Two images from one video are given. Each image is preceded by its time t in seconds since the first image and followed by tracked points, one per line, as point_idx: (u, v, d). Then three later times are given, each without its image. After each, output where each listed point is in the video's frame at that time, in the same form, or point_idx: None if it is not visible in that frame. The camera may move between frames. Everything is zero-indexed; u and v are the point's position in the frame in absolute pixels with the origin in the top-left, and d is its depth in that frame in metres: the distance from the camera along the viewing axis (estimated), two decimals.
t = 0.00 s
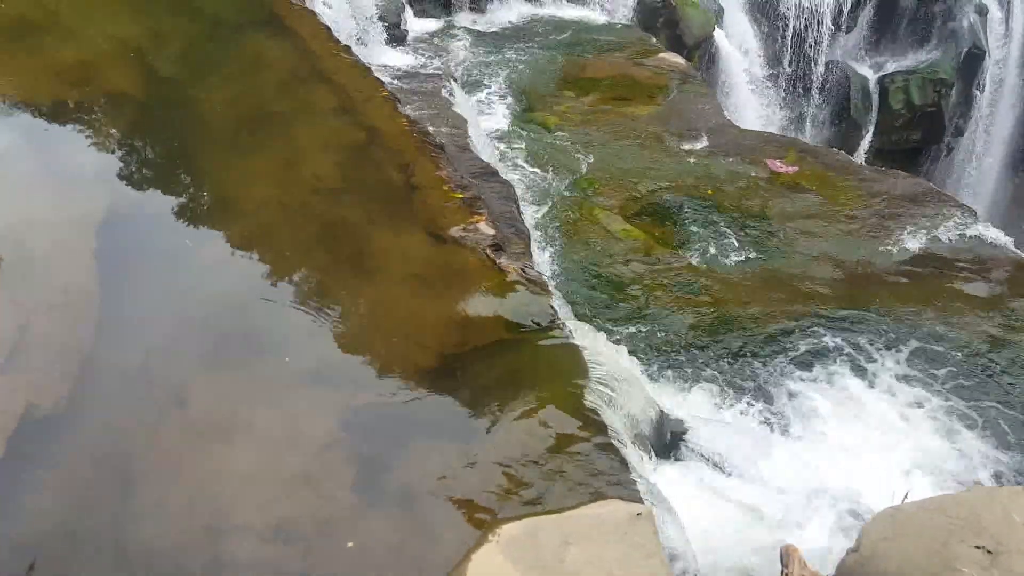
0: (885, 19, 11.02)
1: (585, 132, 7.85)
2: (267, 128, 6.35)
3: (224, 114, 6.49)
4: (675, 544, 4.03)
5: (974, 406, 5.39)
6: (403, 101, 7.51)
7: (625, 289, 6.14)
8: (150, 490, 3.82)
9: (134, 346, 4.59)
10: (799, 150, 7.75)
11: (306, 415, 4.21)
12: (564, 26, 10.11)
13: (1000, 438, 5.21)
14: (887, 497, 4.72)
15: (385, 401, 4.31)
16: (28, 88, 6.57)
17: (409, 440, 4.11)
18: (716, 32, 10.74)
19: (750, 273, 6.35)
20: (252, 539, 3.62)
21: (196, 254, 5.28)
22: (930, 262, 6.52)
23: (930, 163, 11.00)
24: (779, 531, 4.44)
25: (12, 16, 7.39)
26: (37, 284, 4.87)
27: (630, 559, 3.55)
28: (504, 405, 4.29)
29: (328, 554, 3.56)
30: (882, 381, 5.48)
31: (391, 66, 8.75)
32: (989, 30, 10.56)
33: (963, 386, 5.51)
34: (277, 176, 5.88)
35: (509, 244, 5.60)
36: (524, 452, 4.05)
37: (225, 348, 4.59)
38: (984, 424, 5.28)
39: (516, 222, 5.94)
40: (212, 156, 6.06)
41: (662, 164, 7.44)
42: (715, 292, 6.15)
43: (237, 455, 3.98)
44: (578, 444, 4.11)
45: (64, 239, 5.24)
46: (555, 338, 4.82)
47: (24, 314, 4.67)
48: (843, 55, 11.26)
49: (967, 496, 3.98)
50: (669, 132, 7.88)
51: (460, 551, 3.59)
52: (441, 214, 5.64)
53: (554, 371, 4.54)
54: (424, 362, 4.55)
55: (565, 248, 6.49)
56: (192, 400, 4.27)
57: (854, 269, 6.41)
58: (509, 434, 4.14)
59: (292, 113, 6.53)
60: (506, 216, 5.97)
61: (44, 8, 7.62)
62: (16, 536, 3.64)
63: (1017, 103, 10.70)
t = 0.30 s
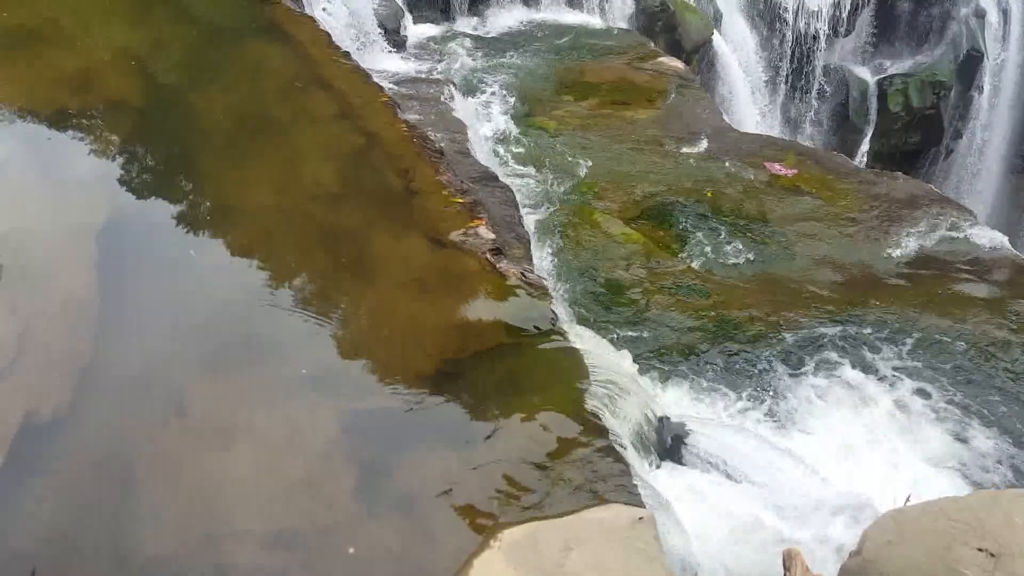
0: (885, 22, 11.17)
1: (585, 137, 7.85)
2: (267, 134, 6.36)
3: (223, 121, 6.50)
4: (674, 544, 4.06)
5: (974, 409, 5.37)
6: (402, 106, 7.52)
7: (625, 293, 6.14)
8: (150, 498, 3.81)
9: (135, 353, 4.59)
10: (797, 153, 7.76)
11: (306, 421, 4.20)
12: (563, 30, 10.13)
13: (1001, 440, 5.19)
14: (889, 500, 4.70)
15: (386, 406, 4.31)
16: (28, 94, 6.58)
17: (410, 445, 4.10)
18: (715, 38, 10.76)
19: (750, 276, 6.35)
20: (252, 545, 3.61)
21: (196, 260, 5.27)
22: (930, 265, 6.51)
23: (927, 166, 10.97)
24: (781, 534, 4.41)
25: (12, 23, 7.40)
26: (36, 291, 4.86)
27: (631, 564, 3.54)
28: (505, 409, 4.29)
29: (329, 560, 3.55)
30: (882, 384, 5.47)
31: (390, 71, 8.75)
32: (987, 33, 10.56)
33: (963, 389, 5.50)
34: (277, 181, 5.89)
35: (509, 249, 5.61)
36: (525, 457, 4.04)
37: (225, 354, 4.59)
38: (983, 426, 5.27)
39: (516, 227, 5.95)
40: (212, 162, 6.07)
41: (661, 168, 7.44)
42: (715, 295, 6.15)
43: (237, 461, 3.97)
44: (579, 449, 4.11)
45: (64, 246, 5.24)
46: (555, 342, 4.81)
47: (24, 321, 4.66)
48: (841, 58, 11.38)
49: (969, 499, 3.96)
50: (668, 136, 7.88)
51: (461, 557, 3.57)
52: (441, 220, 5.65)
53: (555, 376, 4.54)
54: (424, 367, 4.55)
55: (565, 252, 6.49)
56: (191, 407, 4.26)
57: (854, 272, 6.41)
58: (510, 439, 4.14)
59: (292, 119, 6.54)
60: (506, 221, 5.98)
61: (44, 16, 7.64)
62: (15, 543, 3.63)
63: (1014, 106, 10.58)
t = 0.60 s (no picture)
0: (882, 26, 11.07)
1: (584, 139, 7.87)
2: (267, 136, 6.36)
3: (224, 123, 6.50)
4: (674, 548, 4.04)
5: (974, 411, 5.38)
6: (402, 109, 7.53)
7: (625, 296, 6.14)
8: (150, 500, 3.81)
9: (134, 355, 4.59)
10: (797, 156, 7.77)
11: (305, 423, 4.20)
12: (563, 33, 10.15)
13: (1001, 443, 5.19)
14: (890, 502, 4.69)
15: (386, 409, 4.31)
16: (28, 97, 6.57)
17: (409, 447, 4.10)
18: (714, 41, 10.84)
19: (750, 279, 6.35)
20: (251, 547, 3.61)
21: (195, 263, 5.28)
22: (929, 267, 6.52)
23: (926, 168, 11.07)
24: (782, 537, 4.41)
25: (12, 26, 7.40)
26: (36, 293, 4.86)
27: (631, 566, 3.55)
28: (504, 412, 4.30)
29: (328, 562, 3.55)
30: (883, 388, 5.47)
31: (391, 74, 8.76)
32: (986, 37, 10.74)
33: (963, 391, 5.51)
34: (277, 183, 5.90)
35: (509, 251, 5.62)
36: (524, 459, 4.05)
37: (224, 356, 4.59)
38: (984, 429, 5.27)
39: (515, 229, 5.96)
40: (211, 165, 6.07)
41: (660, 170, 7.46)
42: (714, 298, 6.16)
43: (236, 463, 3.98)
44: (578, 451, 4.11)
45: (64, 248, 5.24)
46: (555, 345, 4.82)
47: (24, 324, 4.66)
48: (840, 62, 11.32)
49: (969, 501, 3.97)
50: (667, 138, 7.90)
51: (461, 559, 3.57)
52: (440, 222, 5.66)
53: (555, 379, 4.55)
54: (423, 369, 4.55)
55: (565, 255, 6.49)
56: (191, 408, 4.26)
57: (854, 275, 6.42)
58: (510, 441, 4.14)
59: (292, 121, 6.55)
60: (506, 223, 5.99)
61: (44, 18, 7.64)
62: (14, 546, 3.63)
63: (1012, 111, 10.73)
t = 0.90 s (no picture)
0: (886, 31, 11.10)
1: (587, 142, 7.86)
2: (270, 139, 6.37)
3: (226, 126, 6.51)
4: (676, 552, 3.95)
5: (973, 415, 5.37)
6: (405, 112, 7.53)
7: (627, 299, 6.13)
8: (151, 504, 3.80)
9: (137, 358, 4.59)
10: (800, 159, 7.76)
11: (306, 426, 4.20)
12: (566, 36, 10.14)
13: (1001, 446, 5.18)
14: (893, 508, 4.66)
15: (387, 412, 4.30)
16: (32, 99, 6.58)
17: (410, 451, 4.10)
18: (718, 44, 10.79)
19: (753, 282, 6.34)
20: (252, 551, 3.60)
21: (198, 265, 5.28)
22: (933, 271, 6.50)
23: (932, 172, 11.07)
24: (784, 542, 4.38)
25: (17, 29, 7.42)
26: (39, 296, 4.87)
27: (632, 571, 3.53)
28: (505, 415, 4.29)
29: (328, 566, 3.54)
30: (885, 391, 5.46)
31: (393, 77, 8.76)
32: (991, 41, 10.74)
33: (963, 396, 5.49)
34: (280, 185, 5.91)
35: (511, 254, 5.61)
36: (526, 462, 4.03)
37: (226, 359, 4.59)
38: (985, 433, 5.25)
39: (517, 232, 5.95)
40: (214, 168, 6.08)
41: (663, 173, 7.45)
42: (717, 301, 6.15)
43: (237, 466, 3.97)
44: (580, 455, 4.10)
45: (67, 252, 5.25)
46: (557, 348, 4.81)
47: (26, 327, 4.66)
48: (844, 64, 11.27)
49: (972, 507, 3.95)
50: (670, 141, 7.88)
51: (462, 562, 3.56)
52: (442, 224, 5.65)
53: (556, 382, 4.53)
54: (424, 372, 4.55)
55: (567, 257, 6.49)
56: (193, 412, 4.26)
57: (857, 279, 6.40)
58: (511, 445, 4.13)
59: (295, 123, 6.55)
60: (508, 226, 5.98)
61: (48, 21, 7.65)
62: (16, 549, 3.63)
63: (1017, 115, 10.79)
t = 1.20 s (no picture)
0: (891, 31, 11.15)
1: (591, 144, 7.85)
2: (274, 141, 6.39)
3: (231, 127, 6.53)
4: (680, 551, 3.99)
5: (980, 418, 5.34)
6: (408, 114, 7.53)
7: (631, 301, 6.12)
8: (154, 504, 3.81)
9: (140, 359, 4.60)
10: (805, 161, 7.73)
11: (308, 427, 4.20)
12: (570, 38, 10.12)
13: (1007, 449, 5.14)
14: (899, 512, 4.63)
15: (390, 413, 4.30)
16: (38, 102, 6.61)
17: (413, 452, 4.10)
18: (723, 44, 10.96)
19: (757, 284, 6.32)
20: (253, 551, 3.60)
21: (203, 267, 5.29)
22: (939, 273, 6.46)
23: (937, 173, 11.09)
24: (789, 544, 4.35)
25: (23, 33, 7.45)
26: (43, 298, 4.88)
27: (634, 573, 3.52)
28: (508, 416, 4.29)
29: (329, 567, 3.54)
30: (891, 393, 5.43)
31: (397, 79, 8.77)
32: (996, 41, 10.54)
33: (969, 398, 5.46)
34: (283, 187, 5.92)
35: (514, 255, 5.61)
36: (529, 464, 4.03)
37: (229, 360, 4.60)
38: (991, 436, 5.22)
39: (521, 233, 5.94)
40: (219, 169, 6.09)
41: (667, 175, 7.43)
42: (720, 303, 6.13)
43: (239, 467, 3.98)
44: (582, 457, 4.09)
45: (73, 254, 5.27)
46: (559, 349, 4.80)
47: (29, 328, 4.67)
48: (848, 66, 11.35)
49: (978, 510, 3.92)
50: (674, 143, 7.86)
51: (464, 564, 3.56)
52: (445, 226, 5.66)
53: (559, 384, 4.53)
54: (427, 373, 4.55)
55: (571, 259, 6.48)
56: (196, 413, 4.27)
57: (863, 281, 6.37)
58: (514, 447, 4.12)
59: (299, 125, 6.57)
60: (512, 227, 5.97)
61: (54, 24, 7.68)
62: (19, 550, 3.63)
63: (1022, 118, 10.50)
